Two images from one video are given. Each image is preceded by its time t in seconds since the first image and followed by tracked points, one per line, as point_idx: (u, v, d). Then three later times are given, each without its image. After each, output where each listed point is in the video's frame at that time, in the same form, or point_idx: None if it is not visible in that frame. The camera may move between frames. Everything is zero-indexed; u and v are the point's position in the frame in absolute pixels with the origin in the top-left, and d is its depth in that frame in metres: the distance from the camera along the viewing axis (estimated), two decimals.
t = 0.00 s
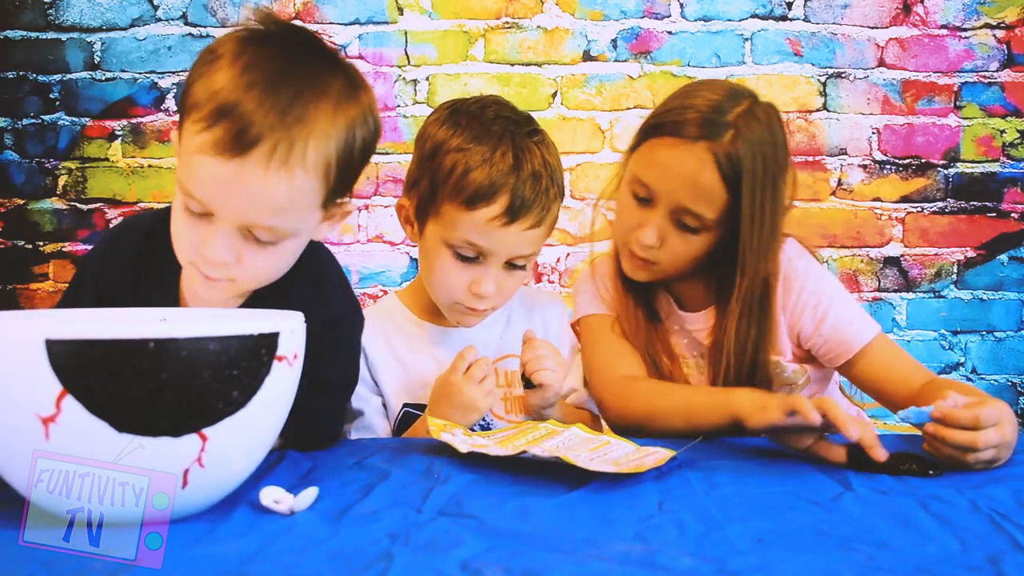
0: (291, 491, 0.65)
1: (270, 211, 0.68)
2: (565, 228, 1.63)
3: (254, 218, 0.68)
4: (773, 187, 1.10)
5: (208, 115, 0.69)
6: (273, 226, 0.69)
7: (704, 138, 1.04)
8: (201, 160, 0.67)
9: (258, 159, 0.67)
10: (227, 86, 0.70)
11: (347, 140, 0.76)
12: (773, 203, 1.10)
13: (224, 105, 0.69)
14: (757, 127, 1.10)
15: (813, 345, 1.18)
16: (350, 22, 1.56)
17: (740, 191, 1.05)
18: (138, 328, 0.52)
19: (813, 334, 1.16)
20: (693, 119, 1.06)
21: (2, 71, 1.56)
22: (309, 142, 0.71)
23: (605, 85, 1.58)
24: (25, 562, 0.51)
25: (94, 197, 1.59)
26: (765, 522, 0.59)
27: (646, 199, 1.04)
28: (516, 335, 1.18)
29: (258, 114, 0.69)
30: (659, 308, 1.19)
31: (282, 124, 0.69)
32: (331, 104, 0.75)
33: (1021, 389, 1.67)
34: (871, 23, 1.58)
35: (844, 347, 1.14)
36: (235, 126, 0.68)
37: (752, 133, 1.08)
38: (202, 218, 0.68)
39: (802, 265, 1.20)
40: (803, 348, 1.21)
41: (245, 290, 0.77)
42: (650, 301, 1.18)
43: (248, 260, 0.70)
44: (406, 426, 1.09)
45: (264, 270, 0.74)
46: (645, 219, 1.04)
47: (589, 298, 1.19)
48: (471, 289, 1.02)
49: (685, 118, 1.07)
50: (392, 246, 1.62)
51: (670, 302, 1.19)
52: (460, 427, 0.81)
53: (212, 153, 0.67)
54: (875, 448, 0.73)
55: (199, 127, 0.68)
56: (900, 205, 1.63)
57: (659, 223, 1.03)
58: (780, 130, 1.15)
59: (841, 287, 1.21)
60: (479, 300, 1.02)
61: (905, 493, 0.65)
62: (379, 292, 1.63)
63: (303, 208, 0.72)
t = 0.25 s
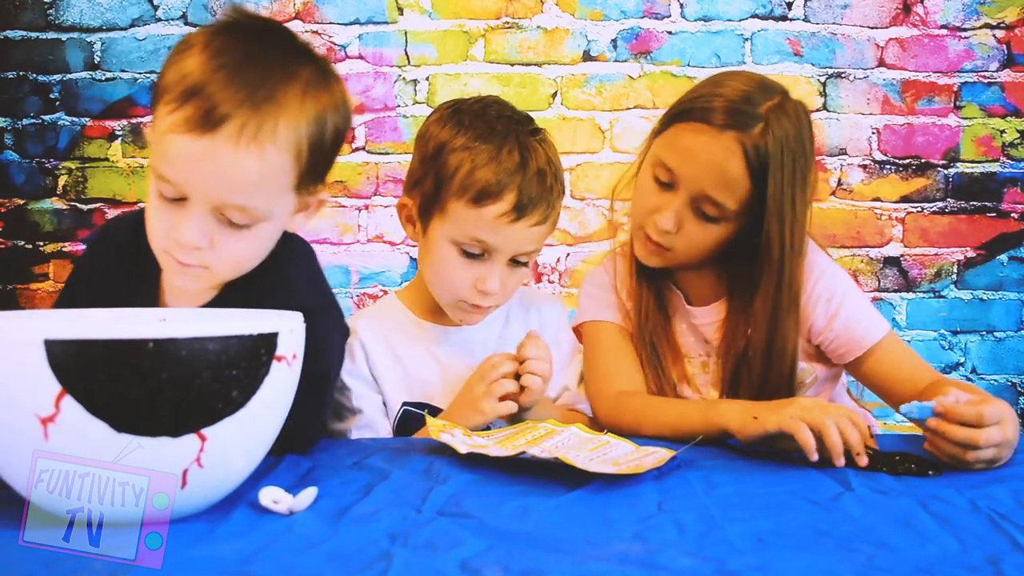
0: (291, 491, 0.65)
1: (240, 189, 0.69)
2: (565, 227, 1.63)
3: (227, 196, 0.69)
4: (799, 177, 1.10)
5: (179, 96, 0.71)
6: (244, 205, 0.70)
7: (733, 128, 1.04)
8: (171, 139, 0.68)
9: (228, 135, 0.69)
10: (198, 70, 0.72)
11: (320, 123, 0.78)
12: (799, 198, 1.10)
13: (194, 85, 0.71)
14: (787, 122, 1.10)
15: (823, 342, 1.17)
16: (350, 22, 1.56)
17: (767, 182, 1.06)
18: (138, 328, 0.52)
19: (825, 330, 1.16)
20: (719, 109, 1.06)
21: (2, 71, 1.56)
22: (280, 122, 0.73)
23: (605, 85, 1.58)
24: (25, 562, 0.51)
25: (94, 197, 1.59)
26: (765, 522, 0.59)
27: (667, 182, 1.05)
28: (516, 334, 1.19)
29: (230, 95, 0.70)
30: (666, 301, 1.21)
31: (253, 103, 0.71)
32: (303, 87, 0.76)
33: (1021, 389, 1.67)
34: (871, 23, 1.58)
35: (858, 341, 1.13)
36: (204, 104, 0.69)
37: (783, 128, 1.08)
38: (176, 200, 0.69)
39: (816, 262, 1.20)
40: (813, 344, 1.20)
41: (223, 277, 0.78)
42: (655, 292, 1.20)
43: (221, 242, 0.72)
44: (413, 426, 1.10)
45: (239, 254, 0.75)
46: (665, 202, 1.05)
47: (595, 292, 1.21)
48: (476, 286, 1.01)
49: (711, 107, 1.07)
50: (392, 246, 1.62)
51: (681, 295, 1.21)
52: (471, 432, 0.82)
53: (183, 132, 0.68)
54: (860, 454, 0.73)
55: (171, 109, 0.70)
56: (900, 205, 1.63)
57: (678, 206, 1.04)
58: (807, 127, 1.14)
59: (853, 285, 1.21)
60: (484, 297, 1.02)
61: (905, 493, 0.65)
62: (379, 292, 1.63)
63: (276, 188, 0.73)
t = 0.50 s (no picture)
0: (291, 491, 0.65)
1: (219, 176, 0.72)
2: (564, 228, 1.63)
3: (204, 182, 0.72)
4: (795, 151, 1.14)
5: (151, 88, 0.73)
6: (223, 191, 0.73)
7: (731, 94, 1.09)
8: (147, 131, 0.71)
9: (203, 123, 0.71)
10: (168, 61, 0.74)
11: (294, 105, 0.80)
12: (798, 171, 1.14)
13: (164, 75, 0.73)
14: (782, 88, 1.13)
15: (838, 328, 1.20)
16: (350, 22, 1.56)
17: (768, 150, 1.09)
18: (138, 328, 0.52)
19: (843, 314, 1.19)
20: (714, 82, 1.11)
21: (2, 71, 1.57)
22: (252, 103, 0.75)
23: (605, 85, 1.58)
24: (25, 562, 0.51)
25: (94, 197, 1.59)
26: (766, 522, 0.59)
27: (670, 158, 1.08)
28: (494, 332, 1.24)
29: (201, 78, 0.73)
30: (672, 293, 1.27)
31: (224, 86, 0.73)
32: (273, 69, 0.78)
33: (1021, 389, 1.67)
34: (871, 23, 1.58)
35: (876, 327, 1.17)
36: (176, 93, 0.71)
37: (779, 94, 1.12)
38: (158, 192, 0.72)
39: (830, 248, 1.24)
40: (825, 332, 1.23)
41: (210, 267, 0.81)
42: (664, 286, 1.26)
43: (204, 230, 0.74)
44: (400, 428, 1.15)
45: (222, 241, 0.77)
46: (670, 176, 1.08)
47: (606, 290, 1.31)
48: (475, 279, 1.08)
49: (707, 81, 1.11)
50: (392, 246, 1.62)
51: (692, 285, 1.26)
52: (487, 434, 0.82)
53: (159, 122, 0.71)
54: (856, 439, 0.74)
55: (144, 102, 0.72)
56: (900, 205, 1.63)
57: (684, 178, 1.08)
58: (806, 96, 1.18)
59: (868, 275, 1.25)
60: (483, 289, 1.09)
61: (905, 492, 0.65)
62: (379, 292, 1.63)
63: (253, 171, 0.76)
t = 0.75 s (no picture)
0: (291, 491, 0.65)
1: (227, 178, 0.70)
2: (564, 228, 1.63)
3: (215, 187, 0.69)
4: (807, 153, 1.13)
5: (164, 88, 0.71)
6: (233, 195, 0.70)
7: (743, 97, 1.09)
8: (157, 132, 0.69)
9: (211, 124, 0.69)
10: (184, 61, 0.72)
11: (313, 108, 0.77)
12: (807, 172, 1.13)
13: (177, 75, 0.71)
14: (799, 96, 1.13)
15: (849, 328, 1.19)
16: (350, 22, 1.56)
17: (778, 151, 1.09)
18: (138, 328, 0.52)
19: (854, 315, 1.17)
20: (728, 83, 1.11)
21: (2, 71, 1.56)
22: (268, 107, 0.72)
23: (605, 85, 1.58)
24: (25, 562, 0.51)
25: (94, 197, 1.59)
26: (767, 522, 0.59)
27: (681, 159, 1.10)
28: (476, 331, 1.26)
29: (215, 79, 0.71)
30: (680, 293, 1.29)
31: (238, 89, 0.71)
32: (292, 70, 0.76)
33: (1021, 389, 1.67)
34: (871, 23, 1.58)
35: (886, 327, 1.16)
36: (186, 94, 0.70)
37: (793, 97, 1.11)
38: (170, 194, 0.70)
39: (841, 246, 1.22)
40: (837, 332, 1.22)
41: (223, 272, 0.79)
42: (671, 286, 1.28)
43: (215, 234, 0.72)
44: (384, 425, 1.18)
45: (237, 246, 0.75)
46: (681, 176, 1.10)
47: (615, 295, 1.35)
48: (458, 271, 1.12)
49: (721, 82, 1.12)
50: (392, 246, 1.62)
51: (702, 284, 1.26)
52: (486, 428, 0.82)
53: (168, 123, 0.69)
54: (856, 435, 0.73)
55: (157, 102, 0.71)
56: (900, 205, 1.63)
57: (693, 179, 1.09)
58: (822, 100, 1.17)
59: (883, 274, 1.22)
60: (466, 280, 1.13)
61: (905, 493, 0.65)
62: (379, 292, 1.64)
63: (267, 177, 0.73)
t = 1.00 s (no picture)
0: (291, 491, 0.65)
1: (232, 195, 0.69)
2: (564, 227, 1.63)
3: (221, 203, 0.69)
4: (812, 146, 1.13)
5: (179, 99, 0.72)
6: (238, 211, 0.70)
7: (743, 81, 1.09)
8: (167, 143, 0.70)
9: (219, 140, 0.69)
10: (204, 70, 0.73)
11: (326, 125, 0.77)
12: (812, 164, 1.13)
13: (193, 87, 0.71)
14: (805, 91, 1.13)
15: (853, 327, 1.19)
16: (350, 22, 1.56)
17: (788, 144, 1.09)
18: (138, 327, 0.52)
19: (859, 313, 1.17)
20: (728, 74, 1.11)
21: (2, 71, 1.56)
22: (280, 124, 0.72)
23: (605, 85, 1.58)
24: (25, 562, 0.51)
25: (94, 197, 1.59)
26: (767, 522, 0.59)
27: (684, 149, 1.09)
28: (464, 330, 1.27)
29: (230, 94, 0.71)
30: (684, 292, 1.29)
31: (251, 105, 0.71)
32: (309, 87, 0.76)
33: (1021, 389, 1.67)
34: (871, 23, 1.58)
35: (889, 327, 1.15)
36: (199, 107, 0.70)
37: (792, 80, 1.12)
38: (180, 204, 0.71)
39: (846, 247, 1.23)
40: (841, 331, 1.22)
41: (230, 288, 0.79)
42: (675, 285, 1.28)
43: (221, 248, 0.72)
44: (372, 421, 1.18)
45: (244, 261, 0.75)
46: (684, 168, 1.09)
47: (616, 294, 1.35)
48: (446, 265, 1.14)
49: (720, 74, 1.12)
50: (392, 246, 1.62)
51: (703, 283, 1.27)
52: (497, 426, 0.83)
53: (178, 135, 0.69)
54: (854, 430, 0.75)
55: (171, 112, 0.71)
56: (900, 205, 1.63)
57: (699, 169, 1.07)
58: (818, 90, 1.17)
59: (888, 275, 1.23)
60: (452, 273, 1.14)
61: (905, 493, 0.65)
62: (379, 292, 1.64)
63: (273, 195, 0.73)
